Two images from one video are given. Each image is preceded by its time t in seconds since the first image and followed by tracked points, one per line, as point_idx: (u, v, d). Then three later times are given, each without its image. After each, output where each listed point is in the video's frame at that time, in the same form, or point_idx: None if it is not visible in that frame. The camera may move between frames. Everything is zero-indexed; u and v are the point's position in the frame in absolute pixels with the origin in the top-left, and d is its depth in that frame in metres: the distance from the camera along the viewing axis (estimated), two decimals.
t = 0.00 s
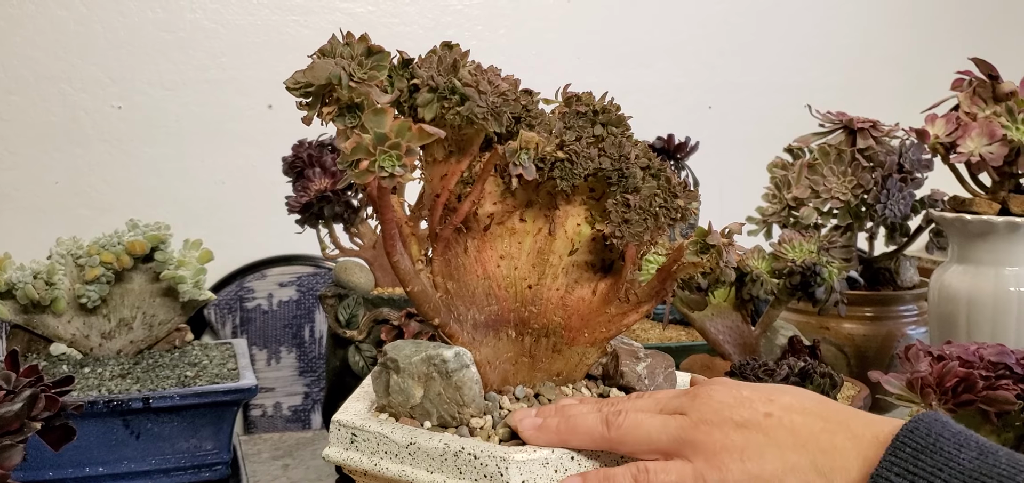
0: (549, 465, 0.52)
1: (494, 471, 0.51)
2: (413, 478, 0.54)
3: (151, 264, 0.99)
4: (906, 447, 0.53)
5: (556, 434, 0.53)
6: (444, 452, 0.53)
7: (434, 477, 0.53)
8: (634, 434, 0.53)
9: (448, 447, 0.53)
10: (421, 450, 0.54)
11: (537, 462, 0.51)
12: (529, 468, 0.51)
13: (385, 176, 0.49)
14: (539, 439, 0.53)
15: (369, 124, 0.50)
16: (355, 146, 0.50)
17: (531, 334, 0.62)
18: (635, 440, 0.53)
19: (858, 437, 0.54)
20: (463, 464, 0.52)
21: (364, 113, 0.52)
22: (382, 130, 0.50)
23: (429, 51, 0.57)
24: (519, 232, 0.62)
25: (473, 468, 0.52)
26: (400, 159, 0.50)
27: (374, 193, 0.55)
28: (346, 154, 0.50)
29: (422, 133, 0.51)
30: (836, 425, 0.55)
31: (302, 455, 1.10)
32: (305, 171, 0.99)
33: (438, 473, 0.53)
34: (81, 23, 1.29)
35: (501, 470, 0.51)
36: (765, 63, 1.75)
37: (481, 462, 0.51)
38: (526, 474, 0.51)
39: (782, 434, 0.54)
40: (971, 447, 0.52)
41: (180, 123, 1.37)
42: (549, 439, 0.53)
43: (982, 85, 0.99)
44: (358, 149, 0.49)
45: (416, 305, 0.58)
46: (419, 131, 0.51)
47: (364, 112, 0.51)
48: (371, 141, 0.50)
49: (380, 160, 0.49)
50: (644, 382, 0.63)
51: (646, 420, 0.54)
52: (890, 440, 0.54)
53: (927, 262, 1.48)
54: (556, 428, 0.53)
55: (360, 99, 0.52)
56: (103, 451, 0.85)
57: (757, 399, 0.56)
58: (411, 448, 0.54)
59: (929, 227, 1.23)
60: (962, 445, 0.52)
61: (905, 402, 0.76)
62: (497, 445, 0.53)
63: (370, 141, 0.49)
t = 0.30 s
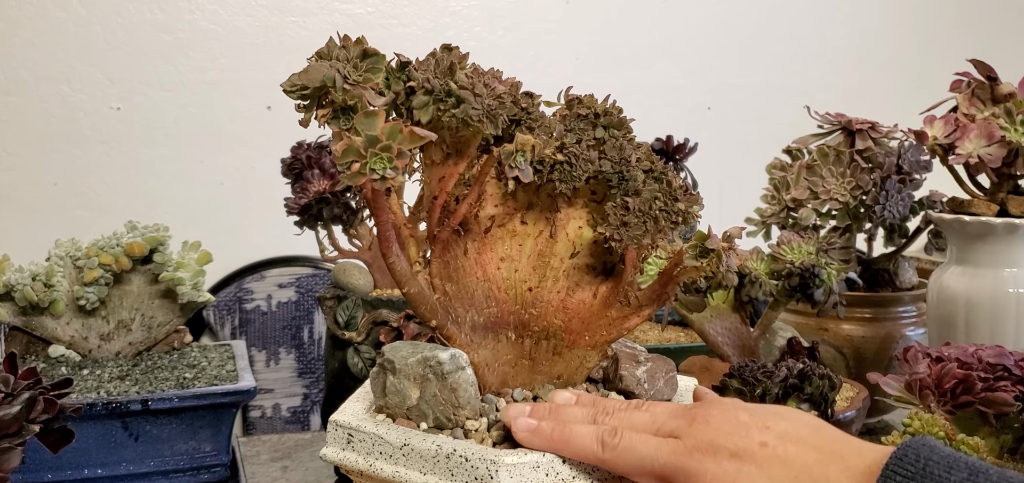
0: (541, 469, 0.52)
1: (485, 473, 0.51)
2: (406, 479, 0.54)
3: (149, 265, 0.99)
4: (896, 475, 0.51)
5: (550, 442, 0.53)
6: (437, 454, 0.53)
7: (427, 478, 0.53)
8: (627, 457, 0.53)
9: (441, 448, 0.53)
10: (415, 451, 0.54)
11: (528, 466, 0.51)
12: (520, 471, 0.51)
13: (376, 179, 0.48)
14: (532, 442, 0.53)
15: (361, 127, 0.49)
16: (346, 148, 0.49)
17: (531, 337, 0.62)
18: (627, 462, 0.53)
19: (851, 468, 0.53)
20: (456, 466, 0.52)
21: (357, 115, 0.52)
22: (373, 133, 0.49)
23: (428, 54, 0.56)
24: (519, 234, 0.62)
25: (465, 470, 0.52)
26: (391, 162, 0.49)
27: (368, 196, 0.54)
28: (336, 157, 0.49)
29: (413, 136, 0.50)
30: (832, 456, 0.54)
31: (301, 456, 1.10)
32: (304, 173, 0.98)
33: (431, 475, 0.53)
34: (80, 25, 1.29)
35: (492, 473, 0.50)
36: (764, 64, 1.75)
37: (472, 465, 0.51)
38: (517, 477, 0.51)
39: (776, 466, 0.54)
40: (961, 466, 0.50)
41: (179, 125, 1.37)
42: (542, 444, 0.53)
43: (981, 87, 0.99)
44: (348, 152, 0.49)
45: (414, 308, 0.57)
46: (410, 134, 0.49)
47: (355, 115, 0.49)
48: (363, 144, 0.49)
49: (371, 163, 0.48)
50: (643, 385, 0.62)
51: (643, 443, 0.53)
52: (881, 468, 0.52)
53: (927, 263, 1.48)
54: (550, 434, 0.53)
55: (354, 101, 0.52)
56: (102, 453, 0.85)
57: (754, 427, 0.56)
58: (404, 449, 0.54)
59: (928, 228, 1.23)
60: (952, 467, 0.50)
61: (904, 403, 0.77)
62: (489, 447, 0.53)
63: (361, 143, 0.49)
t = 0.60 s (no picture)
0: (539, 473, 0.52)
1: (484, 478, 0.51)
2: None
3: (148, 268, 0.99)
4: None
5: (556, 446, 0.52)
6: (435, 459, 0.53)
7: None
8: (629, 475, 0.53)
9: (440, 453, 0.52)
10: (413, 456, 0.54)
11: (526, 470, 0.51)
12: (518, 476, 0.51)
13: (375, 184, 0.48)
14: (538, 442, 0.53)
15: (359, 133, 0.49)
16: (345, 154, 0.49)
17: (530, 341, 0.62)
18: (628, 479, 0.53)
19: None
20: (454, 471, 0.52)
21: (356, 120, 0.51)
22: (372, 138, 0.49)
23: (427, 59, 0.57)
24: (519, 238, 0.61)
25: (464, 475, 0.51)
26: (390, 168, 0.49)
27: (366, 201, 0.54)
28: (336, 163, 0.49)
29: (413, 141, 0.49)
30: None
31: (299, 459, 1.10)
32: (303, 175, 0.98)
33: (430, 480, 0.53)
34: (79, 27, 1.29)
35: (490, 478, 0.50)
36: (762, 65, 1.75)
37: (471, 469, 0.51)
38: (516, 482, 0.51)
39: None
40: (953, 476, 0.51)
41: (178, 126, 1.37)
42: (546, 446, 0.53)
43: (978, 90, 0.99)
44: (348, 158, 0.49)
45: (412, 312, 0.58)
46: (410, 139, 0.49)
47: (355, 121, 0.49)
48: (362, 150, 0.49)
49: (371, 168, 0.48)
50: (642, 389, 0.61)
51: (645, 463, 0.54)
52: None
53: (924, 264, 1.49)
54: (557, 437, 0.53)
55: (353, 107, 0.51)
56: (101, 456, 0.86)
57: (753, 457, 0.57)
58: (403, 454, 0.54)
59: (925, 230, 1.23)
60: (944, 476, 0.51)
61: (901, 405, 0.77)
62: (488, 452, 0.53)
63: (360, 149, 0.49)
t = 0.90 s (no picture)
0: (535, 475, 0.52)
1: (480, 480, 0.50)
2: None
3: (148, 269, 0.99)
4: None
5: (552, 448, 0.52)
6: (432, 460, 0.52)
7: None
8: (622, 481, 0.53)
9: (437, 454, 0.52)
10: (411, 457, 0.54)
11: (523, 472, 0.51)
12: (515, 478, 0.51)
13: (371, 185, 0.48)
14: (534, 443, 0.53)
15: (355, 134, 0.48)
16: (341, 156, 0.48)
17: (530, 342, 0.61)
18: None
19: None
20: (451, 472, 0.52)
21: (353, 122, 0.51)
22: (368, 140, 0.48)
23: (426, 59, 0.56)
24: (518, 240, 0.61)
25: (460, 476, 0.51)
26: (386, 169, 0.49)
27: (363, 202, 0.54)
28: (332, 164, 0.49)
29: (409, 142, 0.49)
30: None
31: (300, 459, 1.10)
32: (303, 176, 0.98)
33: (427, 481, 0.53)
34: (80, 27, 1.30)
35: (487, 479, 0.50)
36: (764, 65, 1.75)
37: (467, 471, 0.51)
38: None
39: None
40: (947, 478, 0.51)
41: (180, 127, 1.37)
42: (542, 447, 0.53)
43: (981, 89, 0.99)
44: (344, 159, 0.48)
45: (410, 313, 0.58)
46: (406, 140, 0.49)
47: (352, 121, 0.49)
48: (358, 151, 0.48)
49: (366, 170, 0.48)
50: (642, 392, 0.61)
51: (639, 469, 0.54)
52: None
53: (926, 264, 1.48)
54: (553, 439, 0.53)
55: (350, 108, 0.51)
56: (101, 457, 0.86)
57: (746, 466, 0.57)
58: (401, 455, 0.54)
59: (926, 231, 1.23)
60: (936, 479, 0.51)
61: (902, 407, 0.76)
62: (486, 454, 0.53)
63: (356, 150, 0.48)
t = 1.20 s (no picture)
0: None
1: None
2: None
3: (145, 277, 0.99)
4: None
5: (553, 471, 0.53)
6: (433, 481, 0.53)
7: None
8: None
9: (438, 474, 0.53)
10: (410, 477, 0.54)
11: None
12: None
13: (372, 204, 0.47)
14: (536, 465, 0.54)
15: (356, 152, 0.48)
16: (341, 175, 0.48)
17: (526, 357, 0.61)
18: None
19: None
20: None
21: (352, 139, 0.50)
22: (368, 159, 0.48)
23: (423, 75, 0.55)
24: (514, 254, 0.61)
25: None
26: (387, 188, 0.48)
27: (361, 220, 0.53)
28: (331, 183, 0.48)
29: (410, 161, 0.48)
30: None
31: (298, 467, 1.10)
32: (300, 184, 0.95)
33: None
34: (77, 32, 1.29)
35: None
36: (762, 69, 1.75)
37: None
38: None
39: None
40: None
41: (177, 132, 1.37)
42: (544, 469, 0.54)
43: (978, 97, 1.00)
44: (345, 178, 0.48)
45: (407, 330, 0.58)
46: (407, 159, 0.48)
47: (352, 139, 0.49)
48: (359, 171, 0.48)
49: (367, 189, 0.47)
50: (638, 406, 0.63)
51: None
52: None
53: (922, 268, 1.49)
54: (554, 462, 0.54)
55: (349, 126, 0.50)
56: (98, 467, 0.86)
57: None
58: (400, 475, 0.54)
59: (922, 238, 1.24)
60: None
61: (899, 417, 0.77)
62: (487, 474, 0.54)
63: (357, 169, 0.48)
